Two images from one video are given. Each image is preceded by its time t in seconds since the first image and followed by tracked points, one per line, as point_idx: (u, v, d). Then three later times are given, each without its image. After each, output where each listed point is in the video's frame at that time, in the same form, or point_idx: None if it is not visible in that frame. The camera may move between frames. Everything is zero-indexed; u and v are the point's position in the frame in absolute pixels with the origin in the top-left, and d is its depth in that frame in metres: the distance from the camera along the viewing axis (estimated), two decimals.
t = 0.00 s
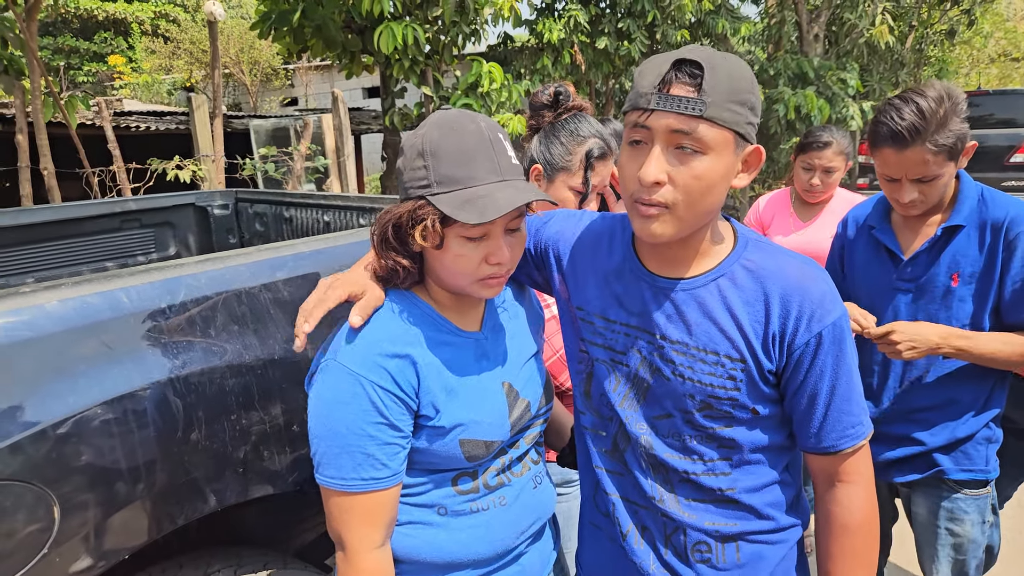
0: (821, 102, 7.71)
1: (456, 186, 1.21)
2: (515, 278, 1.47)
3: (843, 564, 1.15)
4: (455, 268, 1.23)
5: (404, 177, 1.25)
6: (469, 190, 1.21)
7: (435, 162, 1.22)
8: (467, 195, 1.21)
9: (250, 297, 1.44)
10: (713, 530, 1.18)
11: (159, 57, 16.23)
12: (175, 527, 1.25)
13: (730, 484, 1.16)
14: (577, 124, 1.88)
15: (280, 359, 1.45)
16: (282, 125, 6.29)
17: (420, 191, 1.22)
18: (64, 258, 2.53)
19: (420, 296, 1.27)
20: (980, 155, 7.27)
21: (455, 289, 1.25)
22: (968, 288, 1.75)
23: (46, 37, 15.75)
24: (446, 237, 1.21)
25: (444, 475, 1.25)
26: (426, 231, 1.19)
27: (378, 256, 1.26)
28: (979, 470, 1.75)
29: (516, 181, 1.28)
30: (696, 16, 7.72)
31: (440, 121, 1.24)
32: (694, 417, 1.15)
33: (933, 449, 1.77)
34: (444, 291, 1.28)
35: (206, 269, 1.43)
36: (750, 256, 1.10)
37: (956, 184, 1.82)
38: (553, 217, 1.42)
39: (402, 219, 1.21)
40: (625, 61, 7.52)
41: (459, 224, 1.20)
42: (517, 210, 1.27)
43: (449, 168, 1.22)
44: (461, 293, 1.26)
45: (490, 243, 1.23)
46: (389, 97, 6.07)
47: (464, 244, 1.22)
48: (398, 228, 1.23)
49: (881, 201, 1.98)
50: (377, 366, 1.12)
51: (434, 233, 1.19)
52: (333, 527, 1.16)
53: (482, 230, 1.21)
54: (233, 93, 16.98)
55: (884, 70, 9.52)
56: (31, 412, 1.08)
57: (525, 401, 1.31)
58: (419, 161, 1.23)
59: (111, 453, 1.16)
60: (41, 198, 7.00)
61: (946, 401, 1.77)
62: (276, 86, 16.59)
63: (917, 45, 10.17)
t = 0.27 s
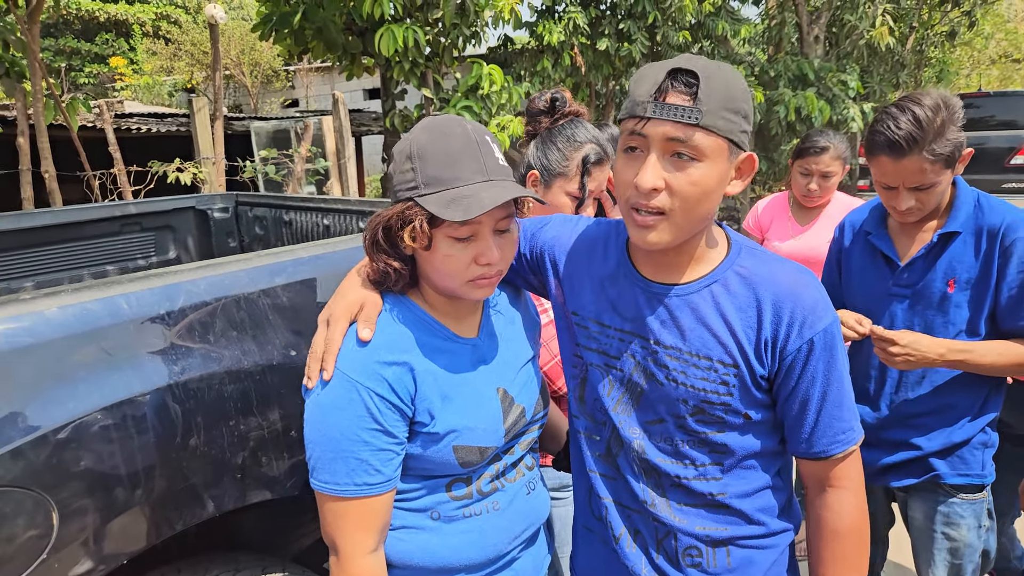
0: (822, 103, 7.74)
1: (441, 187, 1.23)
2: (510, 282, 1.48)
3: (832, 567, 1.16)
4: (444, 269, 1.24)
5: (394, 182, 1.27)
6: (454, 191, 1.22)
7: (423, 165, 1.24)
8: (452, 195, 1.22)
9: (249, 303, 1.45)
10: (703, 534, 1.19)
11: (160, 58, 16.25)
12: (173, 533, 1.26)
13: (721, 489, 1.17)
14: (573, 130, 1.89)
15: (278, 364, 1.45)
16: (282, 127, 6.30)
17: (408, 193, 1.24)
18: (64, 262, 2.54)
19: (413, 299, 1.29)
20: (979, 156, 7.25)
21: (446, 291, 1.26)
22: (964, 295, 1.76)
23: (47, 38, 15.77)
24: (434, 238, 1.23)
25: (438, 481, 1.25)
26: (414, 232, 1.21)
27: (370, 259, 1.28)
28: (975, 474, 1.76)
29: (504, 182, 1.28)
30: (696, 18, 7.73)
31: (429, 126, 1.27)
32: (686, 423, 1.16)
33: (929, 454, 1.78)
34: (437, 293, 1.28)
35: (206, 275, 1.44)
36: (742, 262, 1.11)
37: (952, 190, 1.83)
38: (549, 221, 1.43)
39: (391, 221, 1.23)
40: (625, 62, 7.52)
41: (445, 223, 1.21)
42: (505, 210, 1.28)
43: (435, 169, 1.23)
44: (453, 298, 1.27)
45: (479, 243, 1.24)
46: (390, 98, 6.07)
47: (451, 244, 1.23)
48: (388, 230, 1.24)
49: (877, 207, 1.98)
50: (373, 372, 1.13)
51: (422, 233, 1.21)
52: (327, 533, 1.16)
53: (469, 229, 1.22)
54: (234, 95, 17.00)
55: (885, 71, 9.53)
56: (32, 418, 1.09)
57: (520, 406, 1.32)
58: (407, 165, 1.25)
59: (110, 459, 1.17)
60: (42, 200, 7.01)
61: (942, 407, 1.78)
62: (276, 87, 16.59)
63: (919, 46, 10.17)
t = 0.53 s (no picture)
0: (823, 104, 7.77)
1: (429, 204, 1.25)
2: (495, 294, 1.50)
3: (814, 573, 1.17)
4: (430, 283, 1.26)
5: (382, 195, 1.29)
6: (441, 208, 1.25)
7: (411, 179, 1.26)
8: (439, 212, 1.24)
9: (241, 313, 1.47)
10: (686, 542, 1.20)
11: (162, 60, 16.30)
12: (166, 540, 1.27)
13: (702, 497, 1.19)
14: (563, 139, 1.91)
15: (270, 374, 1.47)
16: (281, 130, 6.32)
17: (395, 208, 1.26)
18: (64, 267, 2.56)
19: (397, 309, 1.31)
20: (980, 158, 7.18)
21: (430, 304, 1.28)
22: (955, 304, 1.75)
23: (50, 41, 15.82)
24: (420, 252, 1.25)
25: (429, 491, 1.27)
26: (400, 246, 1.22)
27: (356, 269, 1.30)
28: (965, 482, 1.76)
29: (491, 201, 1.31)
30: (696, 20, 7.74)
31: (417, 141, 1.29)
32: (667, 433, 1.18)
33: (919, 461, 1.78)
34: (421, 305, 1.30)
35: (198, 286, 1.46)
36: (721, 275, 1.13)
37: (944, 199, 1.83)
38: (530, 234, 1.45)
39: (378, 234, 1.25)
40: (624, 64, 7.53)
41: (430, 239, 1.24)
42: (491, 227, 1.30)
43: (423, 185, 1.26)
44: (440, 311, 1.29)
45: (463, 259, 1.26)
46: (389, 101, 6.08)
47: (437, 259, 1.25)
48: (375, 243, 1.26)
49: (869, 215, 2.00)
50: (363, 385, 1.15)
51: (408, 248, 1.22)
52: (318, 543, 1.18)
53: (454, 245, 1.25)
54: (235, 97, 17.03)
55: (886, 73, 9.53)
56: (27, 429, 1.10)
57: (509, 416, 1.34)
58: (395, 178, 1.27)
59: (103, 468, 1.18)
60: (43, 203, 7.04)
61: (933, 415, 1.79)
62: (277, 89, 16.61)
63: (921, 47, 10.16)
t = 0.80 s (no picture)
0: (830, 104, 7.79)
1: (437, 196, 1.30)
2: (501, 286, 1.55)
3: (807, 551, 1.21)
4: (436, 273, 1.31)
5: (391, 188, 1.34)
6: (448, 201, 1.29)
7: (419, 173, 1.31)
8: (445, 205, 1.29)
9: (255, 303, 1.53)
10: (685, 524, 1.25)
11: (171, 60, 16.45)
12: (183, 519, 1.33)
13: (702, 480, 1.23)
14: (568, 135, 1.95)
15: (283, 361, 1.53)
16: (289, 129, 6.39)
17: (405, 200, 1.31)
18: (79, 262, 2.62)
19: (405, 298, 1.36)
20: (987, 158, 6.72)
21: (436, 293, 1.33)
22: (957, 299, 1.79)
23: (60, 41, 15.97)
24: (427, 243, 1.30)
25: (435, 472, 1.32)
26: (408, 237, 1.27)
27: (366, 259, 1.35)
28: (967, 475, 1.79)
29: (496, 195, 1.35)
30: (701, 19, 7.77)
31: (425, 137, 1.34)
32: (670, 417, 1.22)
33: (921, 454, 1.82)
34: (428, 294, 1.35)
35: (214, 276, 1.51)
36: (722, 266, 1.18)
37: (946, 196, 1.87)
38: (538, 226, 1.50)
39: (387, 225, 1.30)
40: (630, 64, 7.57)
41: (437, 230, 1.28)
42: (495, 219, 1.35)
43: (432, 178, 1.31)
44: (446, 300, 1.34)
45: (468, 250, 1.31)
46: (396, 100, 6.12)
47: (443, 250, 1.30)
48: (383, 234, 1.31)
49: (872, 212, 2.03)
50: (368, 367, 1.20)
51: (416, 239, 1.27)
52: (329, 520, 1.23)
53: (459, 235, 1.29)
54: (243, 96, 17.14)
55: (893, 72, 9.52)
56: (52, 410, 1.16)
57: (512, 401, 1.39)
58: (404, 172, 1.32)
59: (124, 448, 1.24)
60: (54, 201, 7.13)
61: (936, 408, 1.82)
62: (285, 88, 16.70)
63: (929, 46, 10.13)
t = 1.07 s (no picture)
0: (846, 102, 7.73)
1: (442, 182, 1.32)
2: (508, 272, 1.57)
3: (792, 524, 1.20)
4: (441, 258, 1.33)
5: (399, 174, 1.37)
6: (453, 186, 1.32)
7: (426, 159, 1.33)
8: (451, 191, 1.31)
9: (270, 288, 1.56)
10: (690, 503, 1.26)
11: (188, 59, 16.64)
12: (198, 497, 1.37)
13: (707, 461, 1.25)
14: (579, 126, 1.97)
15: (296, 345, 1.56)
16: (304, 126, 6.45)
17: (411, 185, 1.33)
18: (99, 254, 2.68)
19: (414, 282, 1.38)
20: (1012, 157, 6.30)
21: (442, 278, 1.36)
22: (967, 290, 1.79)
23: (80, 41, 16.20)
24: (432, 228, 1.32)
25: (436, 453, 1.35)
26: (414, 222, 1.30)
27: (374, 244, 1.38)
28: (976, 466, 1.79)
29: (501, 180, 1.37)
30: (715, 16, 7.74)
31: (435, 122, 1.36)
32: (674, 398, 1.24)
33: (929, 444, 1.82)
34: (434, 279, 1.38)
35: (230, 261, 1.55)
36: (724, 248, 1.19)
37: (957, 186, 1.86)
38: (547, 213, 1.53)
39: (394, 210, 1.33)
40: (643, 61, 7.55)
41: (442, 216, 1.31)
42: (501, 205, 1.37)
43: (438, 165, 1.32)
44: (452, 284, 1.36)
45: (473, 236, 1.33)
46: (410, 98, 6.15)
47: (448, 235, 1.32)
48: (391, 219, 1.35)
49: (882, 203, 2.03)
50: (374, 347, 1.23)
51: (422, 224, 1.30)
52: (332, 497, 1.26)
53: (464, 221, 1.31)
54: (259, 95, 17.29)
55: (912, 70, 9.41)
56: (72, 388, 1.20)
57: (514, 385, 1.41)
58: (411, 159, 1.34)
59: (141, 427, 1.28)
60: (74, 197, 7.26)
61: (946, 398, 1.82)
62: (300, 87, 16.82)
63: (949, 43, 10.01)
